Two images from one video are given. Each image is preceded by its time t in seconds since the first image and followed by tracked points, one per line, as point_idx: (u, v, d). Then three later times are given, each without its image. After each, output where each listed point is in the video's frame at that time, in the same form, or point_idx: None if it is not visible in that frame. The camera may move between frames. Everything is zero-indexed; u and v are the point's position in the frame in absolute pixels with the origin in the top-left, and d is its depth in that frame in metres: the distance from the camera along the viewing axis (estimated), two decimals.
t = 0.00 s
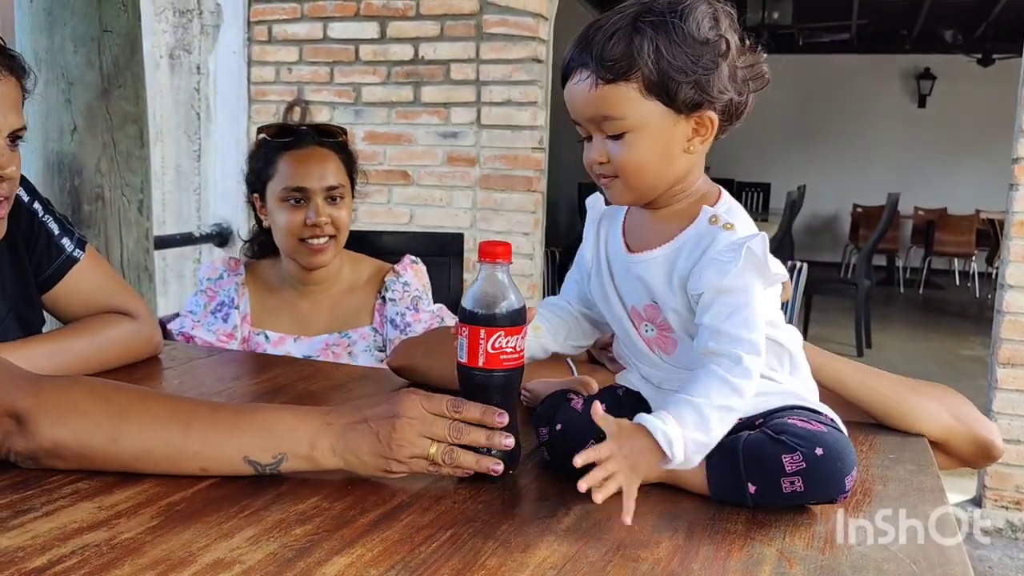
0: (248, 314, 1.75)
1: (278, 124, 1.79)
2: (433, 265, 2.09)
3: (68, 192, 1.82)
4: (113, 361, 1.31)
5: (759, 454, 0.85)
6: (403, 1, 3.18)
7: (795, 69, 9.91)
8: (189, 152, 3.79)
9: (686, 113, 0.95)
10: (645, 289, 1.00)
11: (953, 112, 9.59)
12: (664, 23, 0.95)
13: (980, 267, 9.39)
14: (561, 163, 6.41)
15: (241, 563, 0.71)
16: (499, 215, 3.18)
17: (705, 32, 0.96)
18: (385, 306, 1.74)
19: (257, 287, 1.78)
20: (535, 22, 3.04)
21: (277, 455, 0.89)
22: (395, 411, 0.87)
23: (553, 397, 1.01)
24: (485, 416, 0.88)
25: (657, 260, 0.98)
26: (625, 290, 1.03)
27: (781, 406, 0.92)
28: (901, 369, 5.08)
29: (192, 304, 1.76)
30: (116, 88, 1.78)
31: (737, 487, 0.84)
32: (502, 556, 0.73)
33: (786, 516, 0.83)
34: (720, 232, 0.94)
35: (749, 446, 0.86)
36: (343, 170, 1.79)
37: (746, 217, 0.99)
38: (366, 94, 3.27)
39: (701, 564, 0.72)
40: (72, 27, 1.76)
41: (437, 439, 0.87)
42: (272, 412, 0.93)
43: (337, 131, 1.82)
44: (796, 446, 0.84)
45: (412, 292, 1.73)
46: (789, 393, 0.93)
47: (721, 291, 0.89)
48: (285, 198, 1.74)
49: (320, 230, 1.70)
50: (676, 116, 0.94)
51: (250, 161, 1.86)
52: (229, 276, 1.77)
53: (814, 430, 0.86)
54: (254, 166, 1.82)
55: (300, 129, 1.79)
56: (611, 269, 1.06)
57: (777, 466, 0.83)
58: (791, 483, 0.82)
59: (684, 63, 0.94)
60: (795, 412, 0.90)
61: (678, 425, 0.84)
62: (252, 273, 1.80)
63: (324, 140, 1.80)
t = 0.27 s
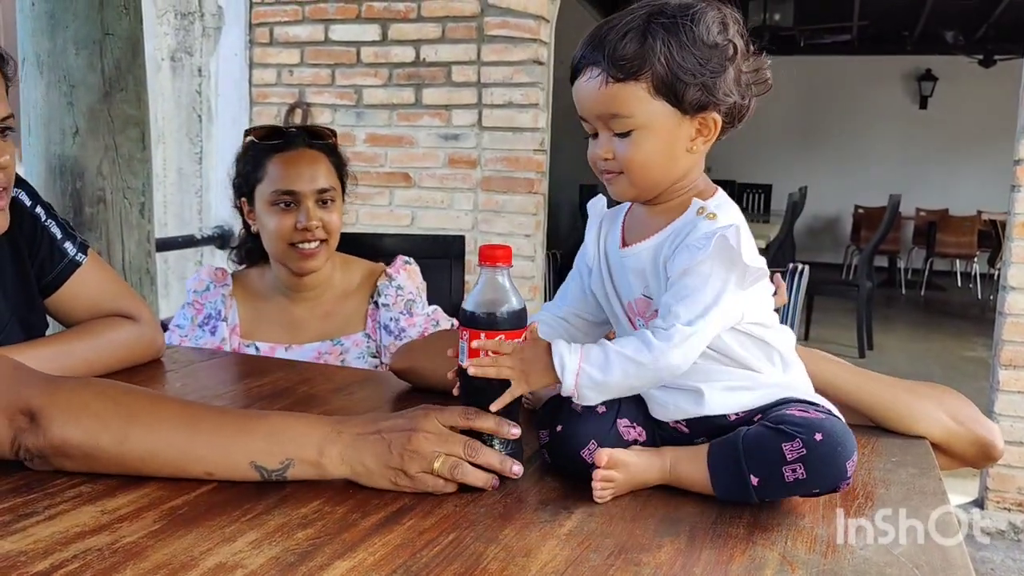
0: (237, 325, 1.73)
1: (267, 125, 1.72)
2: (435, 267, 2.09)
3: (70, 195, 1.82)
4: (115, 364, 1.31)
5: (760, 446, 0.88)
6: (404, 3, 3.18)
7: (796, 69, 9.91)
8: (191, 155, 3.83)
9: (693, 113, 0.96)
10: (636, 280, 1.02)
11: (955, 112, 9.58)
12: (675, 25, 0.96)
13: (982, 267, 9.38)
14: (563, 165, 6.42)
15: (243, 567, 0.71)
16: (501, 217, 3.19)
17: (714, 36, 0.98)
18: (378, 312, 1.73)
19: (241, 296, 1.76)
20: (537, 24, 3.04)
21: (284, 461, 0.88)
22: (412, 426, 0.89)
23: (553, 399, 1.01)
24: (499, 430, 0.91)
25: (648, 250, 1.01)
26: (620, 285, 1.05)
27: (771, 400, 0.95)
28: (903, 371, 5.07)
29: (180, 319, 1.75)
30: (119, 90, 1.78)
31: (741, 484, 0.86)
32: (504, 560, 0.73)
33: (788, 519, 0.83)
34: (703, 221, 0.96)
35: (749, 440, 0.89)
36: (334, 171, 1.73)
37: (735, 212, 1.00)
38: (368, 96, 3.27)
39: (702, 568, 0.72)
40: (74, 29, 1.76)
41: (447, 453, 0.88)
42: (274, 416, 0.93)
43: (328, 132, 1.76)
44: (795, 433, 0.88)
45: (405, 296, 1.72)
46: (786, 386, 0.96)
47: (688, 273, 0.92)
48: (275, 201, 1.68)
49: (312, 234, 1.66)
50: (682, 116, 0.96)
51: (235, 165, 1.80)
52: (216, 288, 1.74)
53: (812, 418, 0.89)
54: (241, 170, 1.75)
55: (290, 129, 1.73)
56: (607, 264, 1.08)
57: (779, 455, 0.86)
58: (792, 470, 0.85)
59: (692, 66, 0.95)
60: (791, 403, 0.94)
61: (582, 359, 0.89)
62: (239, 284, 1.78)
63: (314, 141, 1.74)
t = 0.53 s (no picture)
0: (231, 333, 1.74)
1: (252, 130, 1.70)
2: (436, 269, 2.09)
3: (73, 197, 1.81)
4: (117, 367, 1.31)
5: (759, 438, 0.89)
6: (406, 5, 3.18)
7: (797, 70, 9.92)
8: (193, 158, 3.94)
9: (666, 119, 0.97)
10: (623, 283, 1.03)
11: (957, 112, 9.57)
12: (637, 36, 0.96)
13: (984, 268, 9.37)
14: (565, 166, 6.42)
15: (245, 571, 0.71)
16: (502, 219, 3.19)
17: (676, 41, 0.98)
18: (374, 315, 1.73)
19: (235, 302, 1.76)
20: (538, 25, 3.04)
21: (287, 465, 0.88)
22: (407, 423, 0.90)
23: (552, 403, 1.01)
24: (493, 430, 0.93)
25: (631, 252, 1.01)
26: (608, 289, 1.06)
27: (768, 392, 0.96)
28: (905, 372, 5.06)
29: (174, 326, 1.77)
30: (121, 93, 1.79)
31: (745, 478, 0.87)
32: (506, 562, 0.73)
33: (791, 521, 0.83)
34: (682, 218, 0.97)
35: (748, 433, 0.90)
36: (324, 174, 1.73)
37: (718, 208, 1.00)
38: (370, 98, 3.28)
39: (704, 571, 0.72)
40: (77, 32, 1.76)
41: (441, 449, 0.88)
42: (276, 419, 0.94)
43: (315, 134, 1.75)
44: (793, 422, 0.89)
45: (401, 298, 1.72)
46: (785, 377, 0.97)
47: (671, 272, 0.93)
48: (265, 206, 1.67)
49: (304, 238, 1.65)
50: (655, 123, 0.96)
51: (225, 169, 1.78)
52: (208, 295, 1.75)
53: (808, 405, 0.91)
54: (230, 175, 1.75)
55: (276, 133, 1.71)
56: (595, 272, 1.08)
57: (779, 445, 0.88)
58: (794, 458, 0.87)
59: (660, 74, 0.95)
60: (789, 394, 0.95)
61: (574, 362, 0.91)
62: (231, 291, 1.78)
63: (302, 143, 1.73)
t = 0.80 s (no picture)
0: (231, 335, 1.74)
1: (250, 132, 1.69)
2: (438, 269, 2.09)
3: (74, 198, 1.81)
4: (119, 368, 1.32)
5: (761, 439, 0.89)
6: (407, 5, 3.18)
7: (798, 69, 9.91)
8: (194, 157, 3.94)
9: (653, 122, 0.97)
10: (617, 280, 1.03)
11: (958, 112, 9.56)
12: (620, 44, 0.96)
13: (986, 268, 9.36)
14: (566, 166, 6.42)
15: (248, 570, 0.71)
16: (503, 219, 3.18)
17: (660, 45, 0.98)
18: (376, 317, 1.74)
19: (235, 303, 1.76)
20: (539, 25, 3.04)
21: (290, 453, 0.90)
22: (397, 400, 0.88)
23: (553, 402, 1.02)
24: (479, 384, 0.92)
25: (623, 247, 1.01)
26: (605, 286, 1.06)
27: (765, 389, 0.96)
28: (907, 372, 5.06)
29: (175, 328, 1.77)
30: (123, 93, 1.80)
31: (746, 477, 0.87)
32: (509, 562, 0.73)
33: (793, 521, 0.83)
34: (669, 213, 0.97)
35: (750, 434, 0.91)
36: (322, 176, 1.72)
37: (710, 207, 1.00)
38: (371, 98, 3.28)
39: (706, 571, 0.72)
40: (78, 33, 1.76)
41: (429, 420, 0.87)
42: (277, 419, 0.94)
43: (313, 135, 1.74)
44: (795, 422, 0.90)
45: (402, 300, 1.73)
46: (784, 374, 0.98)
47: (654, 265, 0.93)
48: (265, 210, 1.67)
49: (304, 241, 1.64)
50: (642, 127, 0.96)
51: (224, 170, 1.78)
52: (208, 297, 1.75)
53: (810, 405, 0.91)
54: (229, 178, 1.74)
55: (274, 134, 1.70)
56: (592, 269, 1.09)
57: (781, 445, 0.88)
58: (795, 458, 0.87)
59: (645, 79, 0.95)
60: (789, 393, 0.95)
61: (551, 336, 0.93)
62: (231, 292, 1.78)
63: (300, 145, 1.72)
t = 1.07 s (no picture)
0: (233, 335, 1.74)
1: (253, 132, 1.69)
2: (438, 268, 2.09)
3: (74, 197, 1.81)
4: (120, 367, 1.31)
5: (757, 428, 0.90)
6: (407, 5, 3.18)
7: (799, 69, 9.90)
8: (194, 157, 3.94)
9: (656, 120, 0.97)
10: (613, 275, 1.03)
11: (958, 112, 9.56)
12: (627, 40, 0.96)
13: (986, 268, 9.36)
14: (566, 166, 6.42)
15: (248, 569, 0.71)
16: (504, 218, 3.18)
17: (666, 44, 0.98)
18: (378, 317, 1.74)
19: (236, 303, 1.76)
20: (539, 25, 3.04)
21: (286, 445, 0.91)
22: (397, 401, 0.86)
23: (555, 399, 1.01)
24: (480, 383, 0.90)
25: (619, 244, 1.01)
26: (601, 281, 1.06)
27: (758, 380, 0.97)
28: (907, 372, 5.05)
29: (176, 328, 1.77)
30: (122, 93, 1.80)
31: (746, 467, 0.88)
32: (509, 560, 0.73)
33: (793, 519, 0.83)
34: (666, 209, 0.96)
35: (746, 425, 0.91)
36: (325, 177, 1.72)
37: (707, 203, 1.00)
38: (371, 98, 3.28)
39: (707, 569, 0.72)
40: (78, 32, 1.76)
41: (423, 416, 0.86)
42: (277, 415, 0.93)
43: (317, 136, 1.75)
44: (790, 407, 0.91)
45: (405, 299, 1.73)
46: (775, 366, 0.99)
47: (651, 260, 0.93)
48: (267, 210, 1.67)
49: (308, 242, 1.65)
50: (644, 124, 0.97)
51: (226, 171, 1.78)
52: (210, 297, 1.75)
53: (803, 390, 0.93)
54: (230, 178, 1.74)
55: (278, 134, 1.70)
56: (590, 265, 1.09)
57: (778, 432, 0.89)
58: (793, 443, 0.88)
59: (649, 75, 0.95)
60: (782, 382, 0.96)
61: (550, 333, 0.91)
62: (233, 292, 1.78)
63: (303, 145, 1.73)
